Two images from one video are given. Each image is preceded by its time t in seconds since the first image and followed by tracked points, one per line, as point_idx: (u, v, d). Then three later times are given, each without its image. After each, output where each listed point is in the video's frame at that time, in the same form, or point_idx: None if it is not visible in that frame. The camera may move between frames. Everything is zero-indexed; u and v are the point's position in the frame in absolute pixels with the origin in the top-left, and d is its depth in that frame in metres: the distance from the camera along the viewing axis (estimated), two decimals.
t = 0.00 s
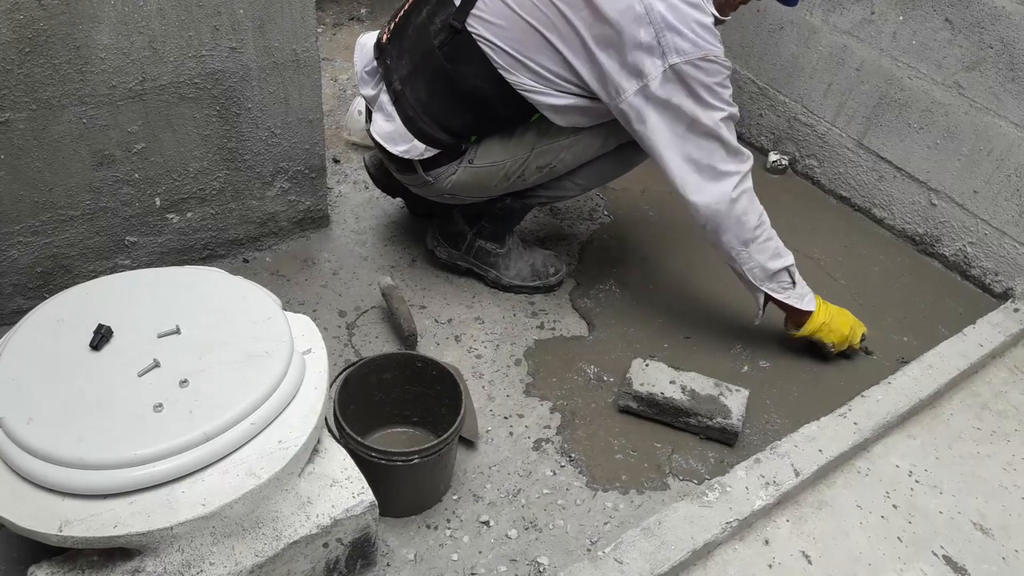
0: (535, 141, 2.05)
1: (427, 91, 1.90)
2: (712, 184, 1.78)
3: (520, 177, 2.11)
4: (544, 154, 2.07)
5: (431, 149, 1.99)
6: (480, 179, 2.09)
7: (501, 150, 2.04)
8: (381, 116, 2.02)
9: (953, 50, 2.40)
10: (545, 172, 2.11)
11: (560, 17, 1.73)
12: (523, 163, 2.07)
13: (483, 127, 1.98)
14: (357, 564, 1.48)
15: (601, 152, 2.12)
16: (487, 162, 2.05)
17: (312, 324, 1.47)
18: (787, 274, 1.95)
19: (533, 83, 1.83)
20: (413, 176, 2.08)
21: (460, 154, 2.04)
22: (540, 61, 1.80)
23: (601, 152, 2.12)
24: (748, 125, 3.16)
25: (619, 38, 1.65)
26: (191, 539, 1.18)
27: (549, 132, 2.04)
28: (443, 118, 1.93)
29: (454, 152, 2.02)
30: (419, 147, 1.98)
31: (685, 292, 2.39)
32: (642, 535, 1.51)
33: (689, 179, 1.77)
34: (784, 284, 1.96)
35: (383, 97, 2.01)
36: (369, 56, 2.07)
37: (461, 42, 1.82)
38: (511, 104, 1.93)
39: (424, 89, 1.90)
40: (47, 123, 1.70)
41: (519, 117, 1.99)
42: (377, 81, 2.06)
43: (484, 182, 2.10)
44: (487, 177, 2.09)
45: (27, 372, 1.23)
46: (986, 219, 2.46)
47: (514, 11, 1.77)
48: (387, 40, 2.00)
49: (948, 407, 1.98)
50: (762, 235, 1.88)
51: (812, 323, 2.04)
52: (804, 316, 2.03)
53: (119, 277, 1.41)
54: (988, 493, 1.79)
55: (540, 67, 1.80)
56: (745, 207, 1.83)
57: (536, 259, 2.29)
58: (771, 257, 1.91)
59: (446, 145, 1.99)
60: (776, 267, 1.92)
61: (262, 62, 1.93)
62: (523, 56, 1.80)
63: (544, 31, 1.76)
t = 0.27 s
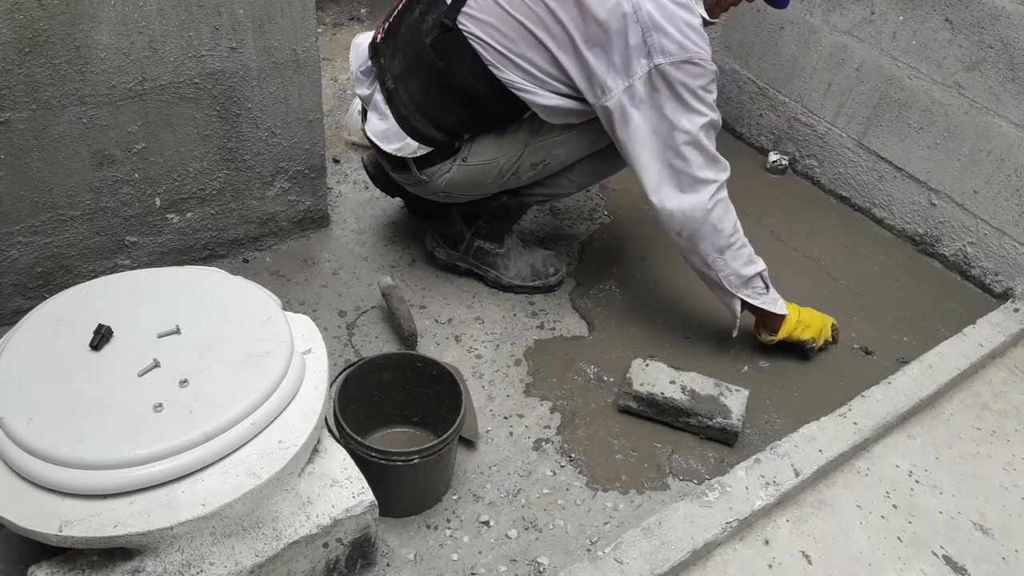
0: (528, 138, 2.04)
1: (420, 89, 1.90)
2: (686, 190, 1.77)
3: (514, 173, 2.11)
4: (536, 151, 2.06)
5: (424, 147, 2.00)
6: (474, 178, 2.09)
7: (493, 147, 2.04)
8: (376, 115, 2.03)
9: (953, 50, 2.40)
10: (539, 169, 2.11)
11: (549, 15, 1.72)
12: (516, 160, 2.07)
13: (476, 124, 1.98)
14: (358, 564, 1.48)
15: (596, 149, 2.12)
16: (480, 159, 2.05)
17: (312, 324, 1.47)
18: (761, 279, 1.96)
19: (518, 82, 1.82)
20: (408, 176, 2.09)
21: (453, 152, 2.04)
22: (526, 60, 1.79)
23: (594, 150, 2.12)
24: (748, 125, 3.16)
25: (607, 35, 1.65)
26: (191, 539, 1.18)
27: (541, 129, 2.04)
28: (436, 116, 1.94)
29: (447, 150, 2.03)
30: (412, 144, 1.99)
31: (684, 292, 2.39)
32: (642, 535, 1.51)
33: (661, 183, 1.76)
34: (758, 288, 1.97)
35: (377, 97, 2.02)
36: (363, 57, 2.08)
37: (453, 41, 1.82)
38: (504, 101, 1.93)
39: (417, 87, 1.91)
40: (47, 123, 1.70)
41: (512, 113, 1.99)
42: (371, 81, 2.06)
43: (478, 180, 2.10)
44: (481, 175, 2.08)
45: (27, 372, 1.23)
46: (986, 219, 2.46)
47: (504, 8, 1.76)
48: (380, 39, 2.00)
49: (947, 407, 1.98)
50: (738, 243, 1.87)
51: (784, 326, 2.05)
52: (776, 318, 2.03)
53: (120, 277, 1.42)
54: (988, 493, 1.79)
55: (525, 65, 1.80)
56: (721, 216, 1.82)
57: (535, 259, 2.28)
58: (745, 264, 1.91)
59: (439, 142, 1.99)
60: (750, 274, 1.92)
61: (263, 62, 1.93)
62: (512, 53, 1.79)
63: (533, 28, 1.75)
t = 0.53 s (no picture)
0: (525, 138, 2.04)
1: (416, 91, 1.90)
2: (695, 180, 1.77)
3: (512, 173, 2.10)
4: (534, 151, 2.06)
5: (421, 149, 1.99)
6: (473, 178, 2.09)
7: (491, 147, 2.04)
8: (372, 118, 2.02)
9: (953, 50, 2.40)
10: (537, 169, 2.11)
11: (544, 14, 1.72)
12: (515, 160, 2.07)
13: (473, 125, 1.98)
14: (357, 565, 1.47)
15: (594, 148, 2.11)
16: (477, 160, 2.04)
17: (312, 324, 1.46)
18: (769, 273, 1.95)
19: (517, 81, 1.82)
20: (407, 177, 2.09)
21: (450, 153, 2.04)
22: (524, 59, 1.79)
23: (593, 149, 2.11)
24: (748, 125, 3.16)
25: (603, 33, 1.65)
26: (190, 539, 1.18)
27: (538, 128, 2.03)
28: (433, 117, 1.93)
29: (444, 151, 2.03)
30: (409, 147, 1.98)
31: (684, 292, 2.39)
32: (641, 535, 1.51)
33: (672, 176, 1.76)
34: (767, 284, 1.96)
35: (373, 100, 2.02)
36: (359, 59, 2.07)
37: (449, 42, 1.82)
38: (500, 102, 1.92)
39: (413, 89, 1.91)
40: (47, 123, 1.70)
41: (509, 114, 1.98)
42: (367, 83, 2.06)
43: (476, 181, 2.10)
44: (479, 175, 2.08)
45: (26, 372, 1.23)
46: (987, 219, 2.46)
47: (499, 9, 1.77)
48: (376, 42, 2.00)
49: (948, 408, 1.98)
50: (745, 235, 1.87)
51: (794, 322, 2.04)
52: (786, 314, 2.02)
53: (119, 277, 1.41)
54: (989, 493, 1.79)
55: (525, 64, 1.79)
56: (729, 207, 1.81)
57: (535, 259, 2.28)
58: (754, 256, 1.91)
59: (436, 144, 1.99)
60: (759, 266, 1.92)
61: (262, 62, 1.93)
62: (507, 54, 1.79)
63: (528, 28, 1.75)
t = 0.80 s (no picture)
0: (524, 138, 2.04)
1: (416, 92, 1.91)
2: (687, 187, 1.76)
3: (511, 173, 2.11)
4: (534, 151, 2.06)
5: (420, 150, 2.00)
6: (472, 178, 2.09)
7: (490, 148, 2.04)
8: (372, 119, 2.02)
9: (953, 50, 2.40)
10: (536, 169, 2.11)
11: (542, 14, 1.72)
12: (514, 160, 2.07)
13: (472, 126, 1.98)
14: (358, 564, 1.48)
15: (594, 148, 2.11)
16: (477, 160, 2.05)
17: (312, 324, 1.47)
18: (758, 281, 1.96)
19: (512, 81, 1.82)
20: (407, 177, 2.09)
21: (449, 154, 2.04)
22: (520, 59, 1.79)
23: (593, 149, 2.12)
24: (748, 125, 3.16)
25: (599, 33, 1.66)
26: (191, 539, 1.18)
27: (537, 130, 2.04)
28: (432, 118, 1.94)
29: (444, 152, 2.03)
30: (409, 147, 1.99)
31: (684, 292, 2.39)
32: (642, 535, 1.51)
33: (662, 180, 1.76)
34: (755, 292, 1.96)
35: (372, 101, 2.02)
36: (359, 60, 2.07)
37: (448, 42, 1.83)
38: (501, 103, 1.93)
39: (412, 89, 1.91)
40: (47, 123, 1.70)
41: (508, 115, 1.99)
42: (366, 84, 2.06)
43: (476, 181, 2.10)
44: (478, 176, 2.09)
45: (27, 372, 1.23)
46: (986, 219, 2.46)
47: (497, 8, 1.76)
48: (376, 42, 2.00)
49: (947, 408, 1.98)
50: (735, 244, 1.87)
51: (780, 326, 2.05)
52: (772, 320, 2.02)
53: (120, 277, 1.41)
54: (988, 493, 1.79)
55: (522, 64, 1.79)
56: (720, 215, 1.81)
57: (535, 259, 2.28)
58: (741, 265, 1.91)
59: (435, 145, 2.00)
60: (745, 274, 1.92)
61: (263, 62, 1.93)
62: (505, 53, 1.79)
63: (526, 28, 1.75)
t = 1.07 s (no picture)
0: (524, 139, 2.04)
1: (415, 92, 1.91)
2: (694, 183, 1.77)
3: (511, 174, 2.11)
4: (534, 152, 2.06)
5: (420, 150, 2.00)
6: (471, 179, 2.09)
7: (490, 149, 2.04)
8: (372, 118, 2.02)
9: (953, 50, 2.40)
10: (536, 170, 2.11)
11: (542, 15, 1.72)
12: (514, 160, 2.07)
13: (471, 126, 1.98)
14: (358, 564, 1.48)
15: (594, 148, 2.11)
16: (476, 161, 2.05)
17: (312, 324, 1.47)
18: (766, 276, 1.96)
19: (513, 81, 1.82)
20: (406, 177, 2.09)
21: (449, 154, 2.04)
22: (520, 59, 1.79)
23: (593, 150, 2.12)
24: (748, 125, 3.16)
25: (599, 34, 1.65)
26: (191, 539, 1.18)
27: (536, 131, 2.03)
28: (431, 117, 1.94)
29: (443, 152, 2.03)
30: (408, 147, 1.99)
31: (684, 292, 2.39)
32: (642, 535, 1.51)
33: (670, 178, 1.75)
34: (762, 287, 1.97)
35: (371, 100, 2.02)
36: (359, 59, 2.07)
37: (447, 42, 1.83)
38: (500, 104, 1.93)
39: (411, 89, 1.92)
40: (47, 123, 1.70)
41: (508, 116, 1.99)
42: (367, 83, 2.06)
43: (475, 181, 2.10)
44: (477, 176, 2.09)
45: (27, 372, 1.23)
46: (986, 219, 2.46)
47: (497, 8, 1.77)
48: (376, 41, 2.00)
49: (947, 408, 1.98)
50: (741, 239, 1.87)
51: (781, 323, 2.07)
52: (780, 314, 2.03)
53: (120, 277, 1.42)
54: (988, 493, 1.79)
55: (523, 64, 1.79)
56: (725, 211, 1.82)
57: (535, 259, 2.28)
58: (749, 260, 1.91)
59: (435, 145, 2.00)
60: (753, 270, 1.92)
61: (262, 62, 1.93)
62: (505, 53, 1.79)
63: (526, 29, 1.75)
